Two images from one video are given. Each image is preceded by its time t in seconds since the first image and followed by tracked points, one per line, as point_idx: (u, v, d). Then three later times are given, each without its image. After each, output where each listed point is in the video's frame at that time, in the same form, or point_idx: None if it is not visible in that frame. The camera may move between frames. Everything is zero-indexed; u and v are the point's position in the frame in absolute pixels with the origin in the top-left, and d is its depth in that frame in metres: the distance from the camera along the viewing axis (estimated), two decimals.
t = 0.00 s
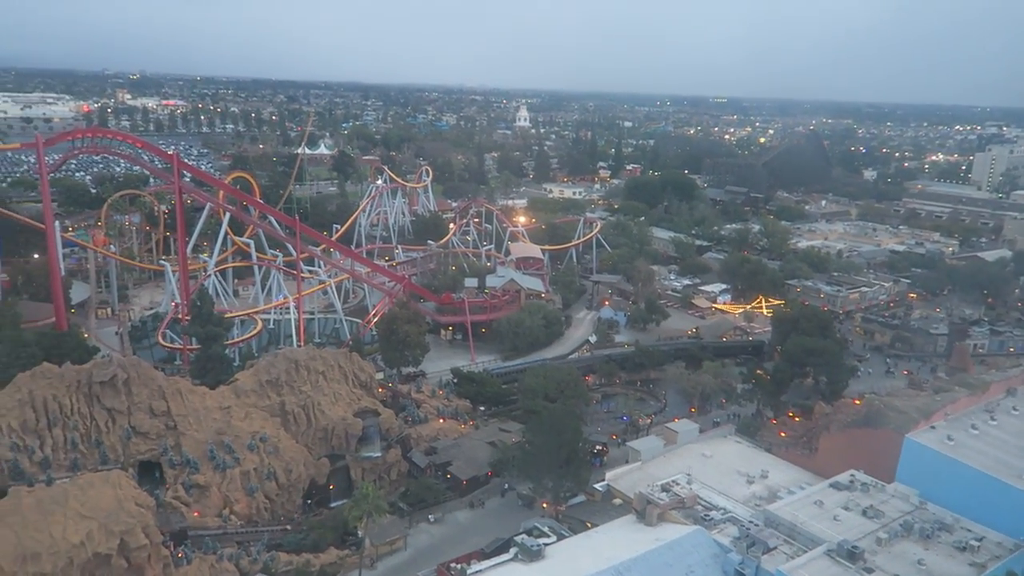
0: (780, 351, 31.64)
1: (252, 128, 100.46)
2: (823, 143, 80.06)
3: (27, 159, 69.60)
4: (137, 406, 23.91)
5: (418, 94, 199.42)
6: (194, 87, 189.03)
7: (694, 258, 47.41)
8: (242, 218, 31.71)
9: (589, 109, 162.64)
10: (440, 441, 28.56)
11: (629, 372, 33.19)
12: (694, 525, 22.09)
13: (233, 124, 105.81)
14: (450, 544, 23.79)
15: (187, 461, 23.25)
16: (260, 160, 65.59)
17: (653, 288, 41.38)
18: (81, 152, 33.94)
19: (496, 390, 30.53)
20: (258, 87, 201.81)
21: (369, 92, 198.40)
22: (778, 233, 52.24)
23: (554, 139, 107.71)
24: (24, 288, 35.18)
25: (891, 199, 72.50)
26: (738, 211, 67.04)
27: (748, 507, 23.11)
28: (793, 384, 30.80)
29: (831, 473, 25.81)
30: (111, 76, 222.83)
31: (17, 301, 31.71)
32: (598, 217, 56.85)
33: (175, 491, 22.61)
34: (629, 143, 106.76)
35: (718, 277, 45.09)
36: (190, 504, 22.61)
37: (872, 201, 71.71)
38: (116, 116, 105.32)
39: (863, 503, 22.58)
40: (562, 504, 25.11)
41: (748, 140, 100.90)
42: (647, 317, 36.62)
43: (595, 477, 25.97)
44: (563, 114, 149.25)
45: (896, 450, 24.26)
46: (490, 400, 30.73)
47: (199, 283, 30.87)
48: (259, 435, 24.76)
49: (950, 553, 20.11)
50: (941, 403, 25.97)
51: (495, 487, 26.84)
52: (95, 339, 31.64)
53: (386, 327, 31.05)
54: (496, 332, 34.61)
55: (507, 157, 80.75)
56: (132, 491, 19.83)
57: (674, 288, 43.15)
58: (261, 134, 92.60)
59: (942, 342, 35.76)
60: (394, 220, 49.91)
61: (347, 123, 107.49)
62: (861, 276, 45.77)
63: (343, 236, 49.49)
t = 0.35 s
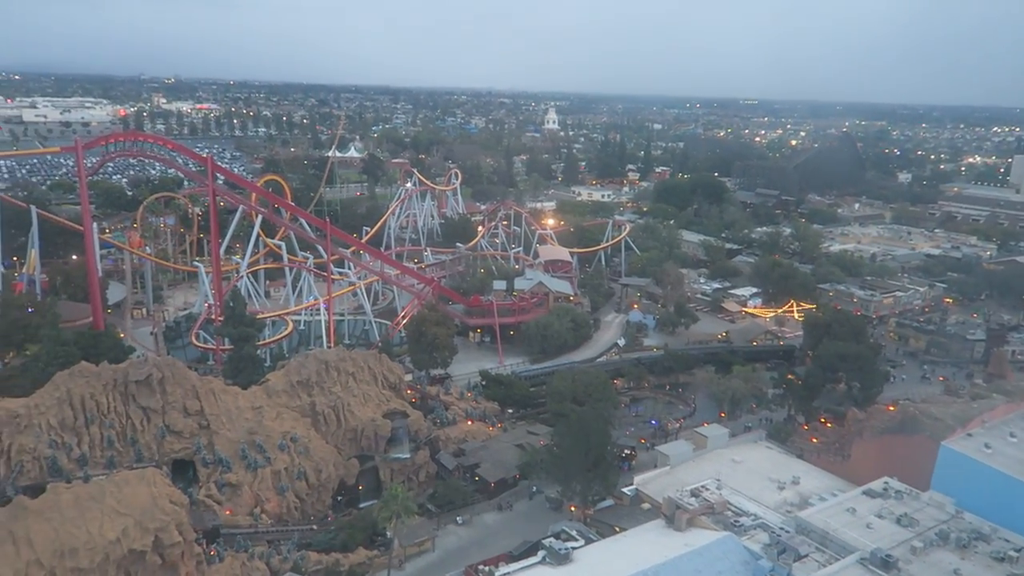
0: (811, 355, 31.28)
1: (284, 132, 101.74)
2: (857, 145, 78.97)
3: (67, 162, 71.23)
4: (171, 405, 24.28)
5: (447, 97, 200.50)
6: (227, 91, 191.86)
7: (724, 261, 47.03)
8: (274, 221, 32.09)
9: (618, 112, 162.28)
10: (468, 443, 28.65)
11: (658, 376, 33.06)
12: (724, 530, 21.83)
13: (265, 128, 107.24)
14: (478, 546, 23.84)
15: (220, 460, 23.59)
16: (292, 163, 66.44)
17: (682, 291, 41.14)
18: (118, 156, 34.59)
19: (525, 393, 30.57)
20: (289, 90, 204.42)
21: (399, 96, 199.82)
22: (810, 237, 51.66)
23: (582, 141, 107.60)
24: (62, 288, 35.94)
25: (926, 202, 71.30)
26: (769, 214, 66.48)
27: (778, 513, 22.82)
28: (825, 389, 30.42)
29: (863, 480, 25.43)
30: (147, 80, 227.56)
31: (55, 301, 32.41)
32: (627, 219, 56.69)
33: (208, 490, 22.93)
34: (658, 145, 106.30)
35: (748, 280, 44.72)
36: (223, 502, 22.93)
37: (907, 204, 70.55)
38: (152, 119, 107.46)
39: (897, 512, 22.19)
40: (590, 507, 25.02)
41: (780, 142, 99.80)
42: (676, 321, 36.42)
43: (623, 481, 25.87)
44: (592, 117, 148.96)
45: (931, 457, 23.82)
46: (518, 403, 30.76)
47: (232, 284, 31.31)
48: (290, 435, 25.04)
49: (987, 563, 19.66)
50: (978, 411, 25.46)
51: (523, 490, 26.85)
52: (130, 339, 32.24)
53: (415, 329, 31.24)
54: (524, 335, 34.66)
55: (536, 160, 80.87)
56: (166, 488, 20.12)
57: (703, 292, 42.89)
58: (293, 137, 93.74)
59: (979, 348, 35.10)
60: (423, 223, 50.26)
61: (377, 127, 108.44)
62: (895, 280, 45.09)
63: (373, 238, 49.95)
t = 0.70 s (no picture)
0: (844, 360, 30.87)
1: (316, 133, 102.90)
2: (892, 147, 77.71)
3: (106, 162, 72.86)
4: (204, 402, 24.67)
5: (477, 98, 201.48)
6: (260, 93, 194.77)
7: (755, 264, 46.63)
8: (307, 221, 32.41)
9: (649, 113, 161.48)
10: (497, 444, 28.71)
11: (687, 380, 32.87)
12: (754, 535, 21.60)
13: (297, 128, 108.55)
14: (505, 547, 23.87)
15: (252, 456, 23.90)
16: (324, 164, 67.17)
17: (713, 294, 40.83)
18: (155, 155, 35.19)
19: (553, 395, 30.58)
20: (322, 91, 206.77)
21: (429, 96, 201.18)
22: (844, 240, 50.96)
23: (612, 143, 107.29)
24: (100, 286, 36.72)
25: (964, 205, 69.92)
26: (801, 217, 65.76)
27: (810, 520, 22.53)
28: (859, 395, 30.00)
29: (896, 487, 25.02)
30: (183, 82, 231.88)
31: (93, 298, 33.08)
32: (657, 221, 56.42)
33: (240, 486, 23.22)
34: (689, 147, 105.60)
35: (780, 283, 44.27)
36: (254, 498, 23.21)
37: (943, 206, 69.27)
38: (187, 120, 109.40)
39: (931, 520, 21.80)
40: (618, 510, 24.92)
41: (813, 143, 98.54)
42: (706, 324, 36.19)
43: (652, 484, 25.74)
44: (621, 118, 148.44)
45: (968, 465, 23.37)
46: (546, 404, 30.79)
47: (265, 284, 31.74)
48: (320, 433, 25.30)
49: None
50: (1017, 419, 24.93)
51: (551, 491, 26.83)
52: (165, 336, 32.83)
53: (444, 330, 31.42)
54: (553, 337, 34.68)
55: (566, 161, 80.83)
56: (200, 484, 20.44)
57: (734, 295, 42.55)
58: (325, 138, 94.76)
59: (1019, 355, 34.34)
60: (453, 223, 50.48)
61: (407, 128, 109.20)
62: (932, 285, 44.29)
63: (403, 239, 50.32)
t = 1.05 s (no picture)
0: (878, 368, 30.43)
1: (348, 136, 104.01)
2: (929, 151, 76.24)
3: (144, 164, 74.48)
4: (237, 401, 25.03)
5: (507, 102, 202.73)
6: (294, 96, 197.52)
7: (787, 269, 46.17)
8: (338, 223, 32.77)
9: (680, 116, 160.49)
10: (525, 447, 28.72)
11: (717, 386, 32.70)
12: (784, 544, 21.31)
13: (330, 132, 109.83)
14: (533, 550, 23.84)
15: (283, 456, 24.18)
16: (355, 167, 67.86)
17: (744, 299, 40.47)
18: (191, 158, 35.83)
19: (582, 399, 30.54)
20: (354, 95, 209.14)
21: (460, 100, 202.13)
22: (878, 245, 50.22)
23: (643, 146, 106.91)
24: (137, 286, 37.46)
25: (1003, 210, 68.45)
26: (835, 222, 65.01)
27: (842, 529, 22.20)
28: (892, 403, 29.55)
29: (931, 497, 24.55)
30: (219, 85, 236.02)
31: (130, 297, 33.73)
32: (687, 225, 56.13)
33: (271, 484, 23.49)
34: (720, 151, 104.82)
35: (812, 289, 43.76)
36: (285, 497, 23.45)
37: (981, 212, 67.89)
38: (223, 123, 111.33)
39: (968, 532, 21.34)
40: (646, 516, 24.76)
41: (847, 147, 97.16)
42: (737, 329, 35.91)
43: (681, 490, 25.57)
44: (652, 121, 147.72)
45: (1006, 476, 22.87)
46: (575, 408, 30.74)
47: (296, 285, 32.20)
48: (350, 434, 25.56)
49: None
50: None
51: (579, 495, 26.75)
52: (199, 336, 33.39)
53: (473, 333, 31.57)
54: (581, 340, 34.67)
55: (596, 165, 80.75)
56: (232, 482, 20.74)
57: (765, 300, 42.17)
58: (357, 141, 95.80)
59: None
60: (482, 226, 50.67)
61: (438, 131, 109.88)
62: (969, 292, 43.45)
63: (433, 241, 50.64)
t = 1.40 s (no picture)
0: (922, 378, 29.84)
1: (386, 142, 105.21)
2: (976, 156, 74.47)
3: (188, 170, 76.25)
4: (277, 404, 25.46)
5: (543, 108, 203.28)
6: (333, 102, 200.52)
7: (828, 277, 45.50)
8: (376, 228, 33.13)
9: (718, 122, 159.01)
10: (561, 454, 28.70)
11: (756, 395, 32.38)
12: (825, 556, 20.95)
13: (368, 137, 111.23)
14: (568, 557, 23.77)
15: (321, 459, 24.50)
16: (393, 172, 68.61)
17: (783, 307, 40.00)
18: (234, 165, 36.55)
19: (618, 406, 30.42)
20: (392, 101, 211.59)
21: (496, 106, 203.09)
22: (923, 253, 49.20)
23: (680, 152, 106.28)
24: (181, 289, 38.33)
25: None
26: (877, 229, 63.91)
27: (884, 542, 21.77)
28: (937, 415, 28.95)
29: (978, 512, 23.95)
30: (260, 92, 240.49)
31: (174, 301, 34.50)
32: (725, 232, 55.67)
33: (309, 487, 23.78)
34: (759, 157, 103.72)
35: (854, 297, 43.06)
36: (323, 500, 23.73)
37: None
38: (264, 130, 113.43)
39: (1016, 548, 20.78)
40: (683, 525, 24.54)
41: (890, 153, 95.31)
42: (776, 337, 35.52)
43: (719, 500, 25.32)
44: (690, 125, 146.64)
45: None
46: (611, 415, 30.65)
47: (335, 290, 32.67)
48: (387, 438, 25.80)
49: None
50: None
51: (615, 503, 26.62)
52: (240, 339, 34.03)
53: (510, 338, 31.69)
54: (618, 347, 34.58)
55: (632, 171, 80.54)
56: (272, 484, 21.06)
57: (805, 308, 41.63)
58: (394, 148, 96.87)
59: None
60: (519, 232, 50.82)
61: (474, 137, 110.61)
62: (1019, 302, 42.32)
63: (470, 247, 50.95)
